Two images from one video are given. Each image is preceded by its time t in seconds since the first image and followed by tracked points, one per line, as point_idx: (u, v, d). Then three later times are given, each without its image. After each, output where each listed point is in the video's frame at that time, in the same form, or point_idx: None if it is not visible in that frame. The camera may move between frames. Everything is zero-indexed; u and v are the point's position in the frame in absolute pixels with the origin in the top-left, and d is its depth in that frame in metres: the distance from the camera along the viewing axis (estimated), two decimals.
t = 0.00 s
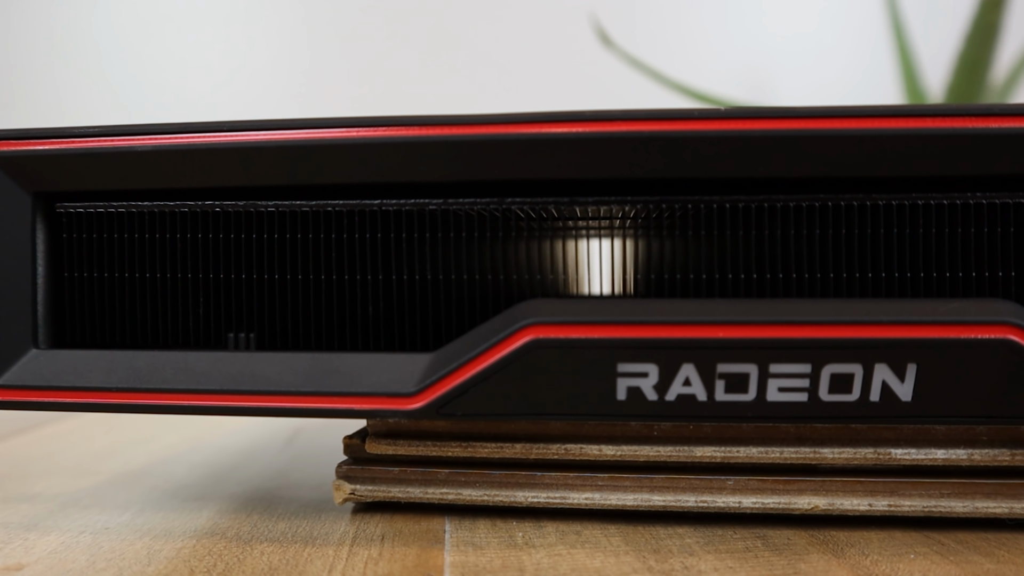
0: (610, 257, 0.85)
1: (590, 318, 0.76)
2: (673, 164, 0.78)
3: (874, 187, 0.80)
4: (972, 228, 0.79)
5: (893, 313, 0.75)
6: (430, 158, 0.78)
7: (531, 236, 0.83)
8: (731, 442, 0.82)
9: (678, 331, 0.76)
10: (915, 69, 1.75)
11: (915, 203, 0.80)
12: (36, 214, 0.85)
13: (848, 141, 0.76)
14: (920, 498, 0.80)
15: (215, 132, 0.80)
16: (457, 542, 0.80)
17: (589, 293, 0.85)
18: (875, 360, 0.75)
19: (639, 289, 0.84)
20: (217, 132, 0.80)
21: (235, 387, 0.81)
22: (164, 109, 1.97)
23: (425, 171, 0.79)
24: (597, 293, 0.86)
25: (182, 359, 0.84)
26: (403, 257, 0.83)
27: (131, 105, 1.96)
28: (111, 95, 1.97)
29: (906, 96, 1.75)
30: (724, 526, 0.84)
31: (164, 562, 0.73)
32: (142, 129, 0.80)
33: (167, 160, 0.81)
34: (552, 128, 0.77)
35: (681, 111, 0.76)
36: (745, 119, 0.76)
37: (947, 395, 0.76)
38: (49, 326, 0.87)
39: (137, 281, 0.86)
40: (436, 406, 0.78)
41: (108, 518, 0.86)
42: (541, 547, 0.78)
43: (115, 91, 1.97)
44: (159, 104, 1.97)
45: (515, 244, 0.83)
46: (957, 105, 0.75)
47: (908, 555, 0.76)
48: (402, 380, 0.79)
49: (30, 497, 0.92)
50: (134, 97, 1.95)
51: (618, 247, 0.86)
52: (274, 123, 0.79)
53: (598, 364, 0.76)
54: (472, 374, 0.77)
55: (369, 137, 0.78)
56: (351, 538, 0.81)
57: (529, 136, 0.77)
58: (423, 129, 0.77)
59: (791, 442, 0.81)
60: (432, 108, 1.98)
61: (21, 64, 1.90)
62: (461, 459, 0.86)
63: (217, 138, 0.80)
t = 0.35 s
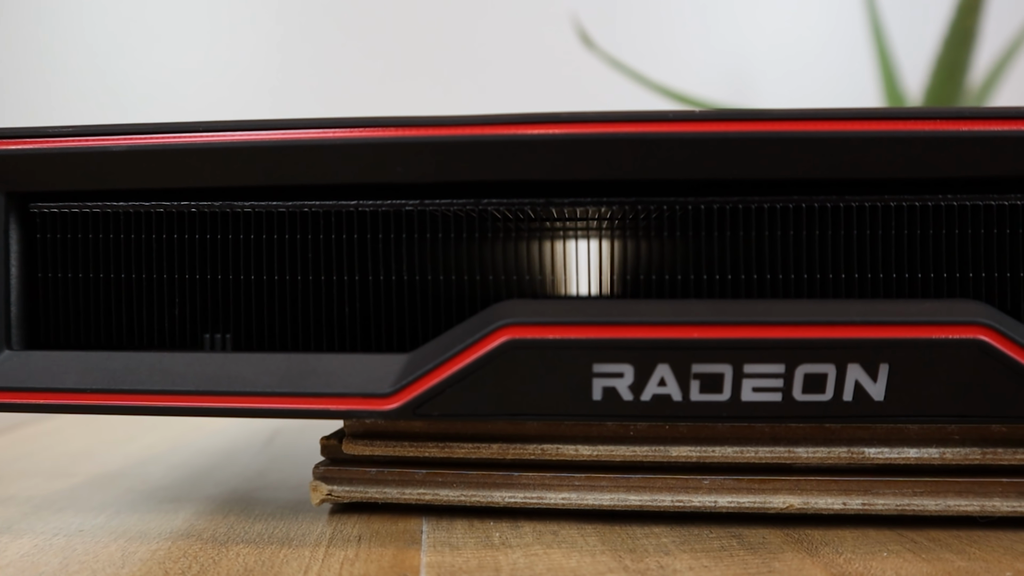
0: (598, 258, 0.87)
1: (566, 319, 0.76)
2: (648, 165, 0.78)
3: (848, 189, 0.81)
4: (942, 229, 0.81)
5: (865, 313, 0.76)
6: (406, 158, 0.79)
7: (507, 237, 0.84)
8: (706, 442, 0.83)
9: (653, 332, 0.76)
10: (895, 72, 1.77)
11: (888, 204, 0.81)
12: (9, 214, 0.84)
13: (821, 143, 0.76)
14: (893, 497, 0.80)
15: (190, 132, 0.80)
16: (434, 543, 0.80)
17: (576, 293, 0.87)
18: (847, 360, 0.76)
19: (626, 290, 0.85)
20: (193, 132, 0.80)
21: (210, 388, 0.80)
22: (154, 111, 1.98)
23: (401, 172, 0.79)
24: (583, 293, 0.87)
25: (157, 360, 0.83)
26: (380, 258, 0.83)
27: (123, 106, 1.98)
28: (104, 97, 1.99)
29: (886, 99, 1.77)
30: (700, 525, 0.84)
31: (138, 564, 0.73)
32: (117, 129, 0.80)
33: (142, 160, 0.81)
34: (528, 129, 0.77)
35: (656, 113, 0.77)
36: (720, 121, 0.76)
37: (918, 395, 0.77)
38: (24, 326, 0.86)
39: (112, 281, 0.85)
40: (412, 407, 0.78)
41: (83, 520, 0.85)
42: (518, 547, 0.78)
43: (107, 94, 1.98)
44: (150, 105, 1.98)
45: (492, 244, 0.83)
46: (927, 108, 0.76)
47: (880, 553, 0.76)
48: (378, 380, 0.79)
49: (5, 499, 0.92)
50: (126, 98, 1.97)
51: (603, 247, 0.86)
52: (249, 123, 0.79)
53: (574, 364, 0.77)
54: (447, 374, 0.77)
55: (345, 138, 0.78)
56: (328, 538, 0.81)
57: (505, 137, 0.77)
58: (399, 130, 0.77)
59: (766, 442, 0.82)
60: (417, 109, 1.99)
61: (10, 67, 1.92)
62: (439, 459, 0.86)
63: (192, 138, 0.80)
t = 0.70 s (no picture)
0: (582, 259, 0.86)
1: (542, 319, 0.76)
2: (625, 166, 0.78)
3: (822, 190, 0.82)
4: (914, 231, 0.82)
5: (839, 314, 0.77)
6: (383, 159, 0.78)
7: (484, 237, 0.84)
8: (681, 441, 0.84)
9: (628, 332, 0.76)
10: (875, 74, 1.78)
11: (862, 206, 0.81)
12: None
13: (795, 145, 0.76)
14: (868, 495, 0.81)
15: (165, 133, 0.79)
16: (411, 543, 0.80)
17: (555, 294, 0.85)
18: (821, 360, 0.76)
19: (604, 291, 0.85)
20: (168, 133, 0.79)
21: (186, 388, 0.80)
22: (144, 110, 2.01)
23: (378, 173, 0.79)
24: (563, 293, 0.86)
25: (132, 360, 0.83)
26: (357, 259, 0.83)
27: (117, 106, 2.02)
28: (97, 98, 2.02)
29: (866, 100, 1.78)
30: (677, 524, 0.84)
31: (113, 566, 0.72)
32: (92, 129, 0.80)
33: (117, 160, 0.80)
34: (504, 130, 0.77)
35: (631, 114, 0.77)
36: (695, 123, 0.76)
37: (891, 395, 0.77)
38: None
39: (87, 281, 0.85)
40: (388, 408, 0.78)
41: (58, 523, 0.84)
42: (495, 547, 0.78)
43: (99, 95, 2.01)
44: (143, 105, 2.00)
45: (469, 245, 0.83)
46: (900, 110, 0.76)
47: (855, 552, 0.77)
48: (354, 381, 0.79)
49: None
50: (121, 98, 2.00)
51: (585, 249, 0.86)
52: (226, 123, 0.79)
53: (550, 364, 0.77)
54: (424, 375, 0.77)
55: (321, 139, 0.78)
56: (305, 540, 0.81)
57: (481, 138, 0.77)
58: (375, 131, 0.77)
59: (741, 441, 0.83)
60: (401, 110, 1.99)
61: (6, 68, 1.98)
62: (416, 460, 0.86)
63: (167, 138, 0.79)
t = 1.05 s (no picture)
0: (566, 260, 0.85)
1: (518, 320, 0.77)
2: (600, 168, 0.78)
3: (797, 191, 0.82)
4: (888, 232, 0.82)
5: (813, 314, 0.77)
6: (359, 159, 0.78)
7: (461, 237, 0.83)
8: (658, 442, 0.83)
9: (603, 333, 0.76)
10: (856, 76, 1.79)
11: (836, 207, 0.82)
12: None
13: (770, 146, 0.77)
14: (842, 494, 0.82)
15: (140, 133, 0.79)
16: (388, 544, 0.80)
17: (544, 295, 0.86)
18: (796, 360, 0.77)
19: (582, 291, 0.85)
20: (143, 133, 0.79)
21: (161, 390, 0.80)
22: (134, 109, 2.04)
23: (354, 173, 0.79)
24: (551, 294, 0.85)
25: (108, 361, 0.82)
26: (332, 259, 0.83)
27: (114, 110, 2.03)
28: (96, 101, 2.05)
29: (847, 101, 1.79)
30: (653, 524, 0.85)
31: (86, 569, 0.72)
32: (66, 129, 0.79)
33: (91, 160, 0.80)
34: (480, 131, 0.77)
35: (607, 115, 0.77)
36: (670, 124, 0.76)
37: (864, 395, 0.78)
38: None
39: (61, 282, 0.85)
40: (364, 409, 0.78)
41: (33, 525, 0.84)
42: (471, 548, 0.79)
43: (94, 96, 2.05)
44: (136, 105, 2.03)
45: (445, 245, 0.83)
46: (873, 113, 0.77)
47: (829, 551, 0.77)
48: (330, 382, 0.79)
49: None
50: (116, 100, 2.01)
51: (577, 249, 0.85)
52: (201, 123, 0.78)
53: (525, 365, 0.77)
54: (400, 376, 0.77)
55: (297, 139, 0.78)
56: (282, 541, 0.81)
57: (457, 139, 0.77)
58: (351, 131, 0.78)
59: (717, 441, 0.83)
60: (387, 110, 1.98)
61: None
62: (393, 461, 0.86)
63: (142, 138, 0.79)
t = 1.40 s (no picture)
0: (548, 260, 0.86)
1: (493, 321, 0.77)
2: (574, 169, 0.78)
3: (771, 192, 0.82)
4: (861, 233, 0.83)
5: (786, 315, 0.77)
6: (334, 160, 0.78)
7: (437, 237, 0.83)
8: (633, 441, 0.84)
9: (577, 333, 0.77)
10: (836, 78, 1.80)
11: (809, 208, 0.82)
12: None
13: (743, 147, 0.77)
14: (817, 494, 0.82)
15: (112, 133, 0.79)
16: (363, 545, 0.79)
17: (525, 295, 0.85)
18: (769, 360, 0.77)
19: (564, 292, 0.84)
20: (116, 133, 0.79)
21: (134, 391, 0.80)
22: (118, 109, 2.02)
23: (329, 174, 0.79)
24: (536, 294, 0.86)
25: (81, 363, 0.82)
26: (307, 260, 0.83)
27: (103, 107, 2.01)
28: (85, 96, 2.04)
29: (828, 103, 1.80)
30: (629, 524, 0.85)
31: (57, 571, 0.72)
32: (37, 128, 0.79)
33: (64, 160, 0.80)
34: (455, 132, 0.77)
35: (581, 117, 0.77)
36: (643, 125, 0.77)
37: (837, 395, 0.78)
38: None
39: (34, 282, 0.84)
40: (339, 409, 0.78)
41: (5, 527, 0.83)
42: (447, 548, 0.79)
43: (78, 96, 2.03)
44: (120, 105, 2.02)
45: (420, 245, 0.83)
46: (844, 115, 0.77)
47: (802, 549, 0.78)
48: (304, 383, 0.79)
49: None
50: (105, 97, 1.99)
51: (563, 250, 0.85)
52: (174, 123, 0.78)
53: (500, 366, 0.77)
54: (374, 377, 0.78)
55: (271, 140, 0.78)
56: (257, 542, 0.81)
57: (431, 140, 0.77)
58: (326, 132, 0.78)
59: (691, 441, 0.83)
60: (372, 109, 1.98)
61: None
62: (370, 461, 0.86)
63: (115, 138, 0.79)
